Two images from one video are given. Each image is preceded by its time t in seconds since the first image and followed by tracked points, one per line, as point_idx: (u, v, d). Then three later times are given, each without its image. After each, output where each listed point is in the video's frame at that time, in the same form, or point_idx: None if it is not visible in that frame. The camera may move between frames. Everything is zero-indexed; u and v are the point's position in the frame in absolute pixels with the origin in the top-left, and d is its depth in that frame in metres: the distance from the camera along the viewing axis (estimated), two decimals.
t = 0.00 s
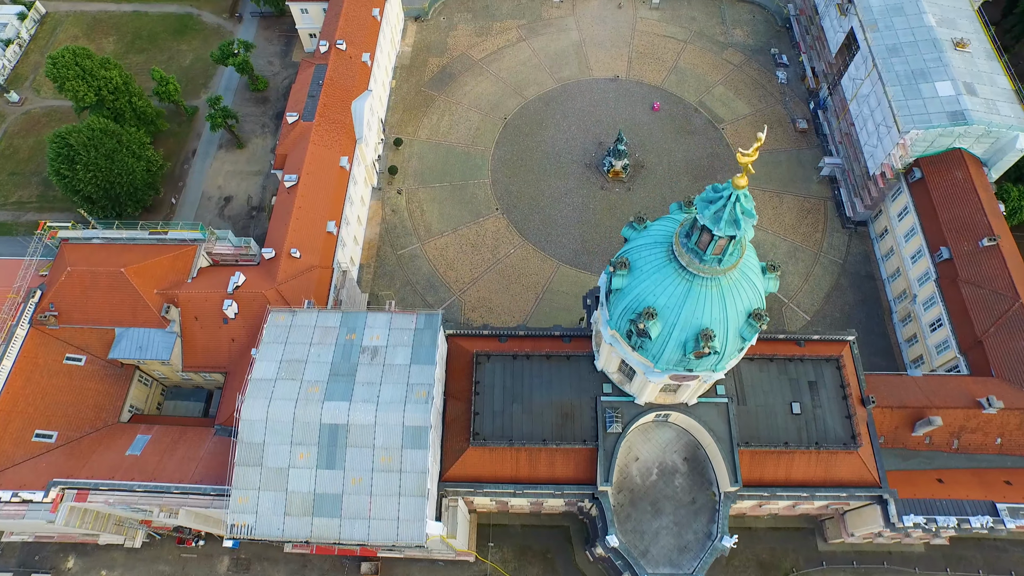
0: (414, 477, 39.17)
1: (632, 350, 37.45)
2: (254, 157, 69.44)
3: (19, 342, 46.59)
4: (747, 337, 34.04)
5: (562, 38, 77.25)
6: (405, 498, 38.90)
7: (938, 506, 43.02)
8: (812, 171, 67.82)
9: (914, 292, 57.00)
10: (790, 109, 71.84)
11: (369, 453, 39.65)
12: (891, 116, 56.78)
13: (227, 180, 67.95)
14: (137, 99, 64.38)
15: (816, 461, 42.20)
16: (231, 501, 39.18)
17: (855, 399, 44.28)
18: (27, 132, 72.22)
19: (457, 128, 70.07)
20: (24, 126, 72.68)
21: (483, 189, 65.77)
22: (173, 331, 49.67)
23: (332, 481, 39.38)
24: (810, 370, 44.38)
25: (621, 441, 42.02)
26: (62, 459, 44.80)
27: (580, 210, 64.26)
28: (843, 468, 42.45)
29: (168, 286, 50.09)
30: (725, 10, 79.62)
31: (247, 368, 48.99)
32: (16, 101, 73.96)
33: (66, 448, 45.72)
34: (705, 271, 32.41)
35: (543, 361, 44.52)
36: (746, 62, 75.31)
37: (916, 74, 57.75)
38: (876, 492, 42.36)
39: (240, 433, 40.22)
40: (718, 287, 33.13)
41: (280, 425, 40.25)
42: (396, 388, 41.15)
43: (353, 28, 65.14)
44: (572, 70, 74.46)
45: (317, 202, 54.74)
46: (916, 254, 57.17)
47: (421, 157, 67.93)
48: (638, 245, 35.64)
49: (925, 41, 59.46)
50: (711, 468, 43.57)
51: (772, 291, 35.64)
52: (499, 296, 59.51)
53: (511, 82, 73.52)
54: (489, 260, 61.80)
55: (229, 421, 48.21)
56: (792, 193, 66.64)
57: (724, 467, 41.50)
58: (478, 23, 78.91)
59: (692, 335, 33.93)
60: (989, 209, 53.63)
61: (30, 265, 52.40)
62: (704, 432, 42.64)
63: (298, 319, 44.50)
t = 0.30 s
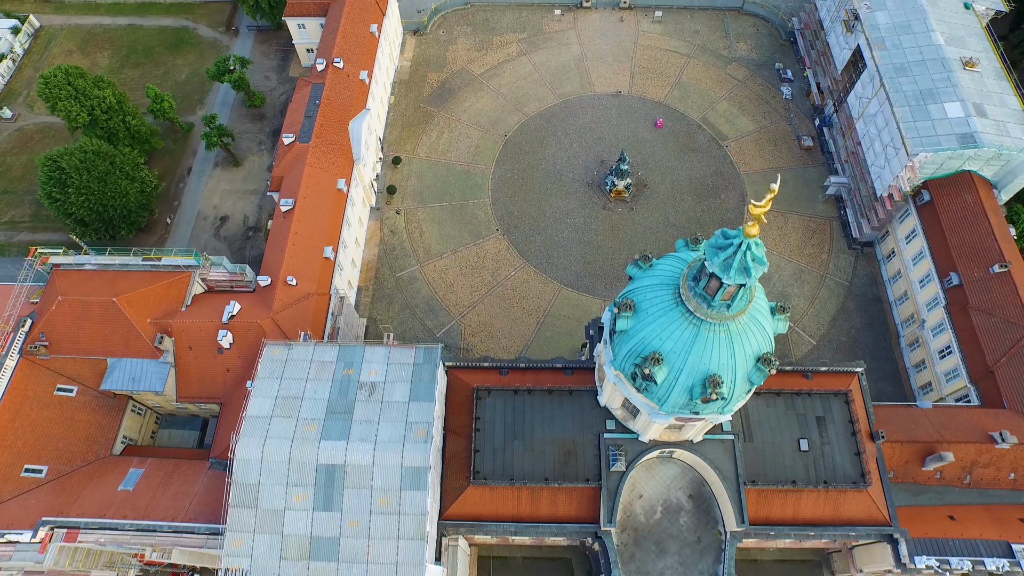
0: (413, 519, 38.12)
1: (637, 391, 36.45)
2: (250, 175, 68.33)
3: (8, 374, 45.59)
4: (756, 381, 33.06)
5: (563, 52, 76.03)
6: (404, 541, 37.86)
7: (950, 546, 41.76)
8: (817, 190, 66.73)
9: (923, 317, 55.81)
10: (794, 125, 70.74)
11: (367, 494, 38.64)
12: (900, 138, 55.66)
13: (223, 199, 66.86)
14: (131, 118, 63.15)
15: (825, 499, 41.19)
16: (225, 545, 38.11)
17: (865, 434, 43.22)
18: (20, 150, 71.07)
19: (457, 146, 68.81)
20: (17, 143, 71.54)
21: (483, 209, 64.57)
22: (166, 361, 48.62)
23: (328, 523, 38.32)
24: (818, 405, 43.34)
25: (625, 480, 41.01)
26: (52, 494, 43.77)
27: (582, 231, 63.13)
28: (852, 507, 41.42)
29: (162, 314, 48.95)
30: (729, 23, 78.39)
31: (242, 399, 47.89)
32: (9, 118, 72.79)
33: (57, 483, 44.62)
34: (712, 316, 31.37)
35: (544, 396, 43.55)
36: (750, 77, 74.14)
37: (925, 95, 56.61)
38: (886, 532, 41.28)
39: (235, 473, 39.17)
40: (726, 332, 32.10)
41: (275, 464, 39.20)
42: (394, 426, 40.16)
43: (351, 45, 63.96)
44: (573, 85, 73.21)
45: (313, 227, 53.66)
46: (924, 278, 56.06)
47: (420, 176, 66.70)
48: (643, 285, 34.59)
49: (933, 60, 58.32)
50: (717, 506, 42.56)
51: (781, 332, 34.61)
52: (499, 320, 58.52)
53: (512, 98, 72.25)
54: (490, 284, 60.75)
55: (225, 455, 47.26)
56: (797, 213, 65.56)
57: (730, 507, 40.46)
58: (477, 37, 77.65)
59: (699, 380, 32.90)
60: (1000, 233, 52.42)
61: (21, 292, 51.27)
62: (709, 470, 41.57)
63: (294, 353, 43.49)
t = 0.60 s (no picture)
0: (412, 564, 37.04)
1: (641, 435, 35.41)
2: (247, 195, 67.23)
3: None
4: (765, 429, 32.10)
5: (564, 67, 74.88)
6: None
7: None
8: (822, 210, 65.64)
9: (931, 343, 54.63)
10: (799, 143, 69.63)
11: (365, 538, 37.63)
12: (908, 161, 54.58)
13: (219, 219, 65.75)
14: (125, 138, 62.06)
15: (833, 540, 40.17)
16: None
17: (874, 471, 42.20)
18: (14, 167, 69.95)
19: (456, 164, 67.54)
20: (11, 160, 70.43)
21: (483, 230, 63.45)
22: (160, 393, 47.51)
23: (325, 568, 37.27)
24: (826, 442, 42.29)
25: (628, 521, 39.71)
26: (41, 533, 42.43)
27: (584, 253, 62.05)
28: (861, 546, 40.39)
29: (155, 344, 47.90)
30: (732, 38, 77.27)
31: (237, 431, 46.76)
32: (2, 134, 71.69)
33: (46, 520, 43.29)
34: (721, 365, 30.35)
35: (546, 432, 42.57)
36: (754, 93, 73.02)
37: (933, 116, 55.52)
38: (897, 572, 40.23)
39: (229, 516, 38.12)
40: (735, 380, 31.09)
41: (270, 507, 38.17)
42: (393, 466, 39.16)
43: (348, 63, 62.73)
44: (574, 101, 72.07)
45: (310, 252, 52.59)
46: (933, 303, 54.91)
47: (419, 196, 65.55)
48: (648, 328, 33.56)
49: (942, 81, 57.20)
50: (722, 545, 41.52)
51: (790, 376, 33.57)
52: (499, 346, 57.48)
53: (513, 114, 71.06)
54: (490, 307, 59.71)
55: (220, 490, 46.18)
56: (802, 233, 64.44)
57: (736, 548, 39.34)
58: (477, 51, 76.48)
59: (706, 428, 31.90)
60: (1011, 259, 51.14)
61: (12, 320, 50.17)
62: (715, 509, 40.42)
63: (290, 389, 42.48)
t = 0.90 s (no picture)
0: None
1: (646, 480, 34.32)
2: (243, 214, 66.12)
3: None
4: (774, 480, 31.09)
5: (565, 82, 73.68)
6: None
7: None
8: (828, 230, 64.54)
9: (940, 370, 53.43)
10: (804, 160, 68.50)
11: None
12: (917, 184, 53.48)
13: (214, 239, 64.69)
14: (119, 158, 60.83)
15: None
16: None
17: (884, 509, 41.15)
18: (6, 185, 68.82)
19: (456, 183, 66.34)
20: (4, 178, 69.31)
21: (483, 251, 62.34)
22: (153, 426, 46.46)
23: None
24: (835, 480, 41.28)
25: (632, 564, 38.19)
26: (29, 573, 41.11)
27: (586, 276, 60.98)
28: None
29: (148, 376, 46.83)
30: (736, 52, 76.08)
31: (231, 465, 45.72)
32: None
33: (34, 559, 41.96)
34: (729, 418, 29.32)
35: (548, 470, 41.68)
36: (759, 109, 71.86)
37: (943, 138, 54.41)
38: None
39: (222, 560, 37.05)
40: (743, 432, 30.07)
41: (265, 551, 37.13)
42: (391, 509, 38.17)
43: (346, 81, 61.48)
44: (576, 117, 70.86)
45: (307, 279, 51.57)
46: (942, 329, 53.72)
47: (418, 216, 64.45)
48: (654, 374, 32.52)
49: (951, 101, 56.08)
50: None
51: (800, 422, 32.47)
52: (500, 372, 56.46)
53: (513, 131, 69.79)
54: (490, 331, 58.72)
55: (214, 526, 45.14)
56: (808, 254, 63.28)
57: None
58: (477, 65, 75.21)
59: (714, 479, 30.88)
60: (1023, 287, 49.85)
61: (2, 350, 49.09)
62: (721, 550, 39.06)
63: (286, 426, 41.47)
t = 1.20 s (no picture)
0: None
1: (651, 529, 33.30)
2: (239, 234, 65.05)
3: None
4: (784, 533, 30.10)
5: (567, 98, 72.51)
6: None
7: None
8: (834, 251, 63.48)
9: (950, 399, 52.29)
10: (810, 179, 67.40)
11: None
12: (925, 208, 52.39)
13: (209, 260, 63.64)
14: (112, 179, 59.65)
15: None
16: None
17: (895, 550, 40.05)
18: None
19: (456, 202, 65.25)
20: None
21: (484, 273, 61.29)
22: (146, 460, 45.32)
23: None
24: (844, 520, 40.24)
25: None
26: None
27: (588, 299, 60.01)
28: None
29: (141, 409, 45.60)
30: (740, 66, 74.94)
31: (226, 501, 44.53)
32: None
33: None
34: (738, 473, 28.34)
35: (550, 509, 40.74)
36: (763, 126, 70.75)
37: (952, 162, 53.32)
38: None
39: None
40: (753, 486, 29.09)
41: None
42: (389, 552, 37.14)
43: (343, 100, 60.28)
44: (577, 134, 69.68)
45: (304, 307, 50.52)
46: (951, 356, 52.58)
47: (417, 237, 63.38)
48: (660, 422, 31.54)
49: (961, 123, 54.98)
50: None
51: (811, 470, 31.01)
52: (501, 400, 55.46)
53: (514, 149, 68.61)
54: (490, 357, 57.75)
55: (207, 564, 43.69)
56: (814, 275, 62.22)
57: None
58: (477, 80, 74.01)
59: (722, 532, 29.88)
60: None
61: None
62: None
63: (282, 464, 40.46)
